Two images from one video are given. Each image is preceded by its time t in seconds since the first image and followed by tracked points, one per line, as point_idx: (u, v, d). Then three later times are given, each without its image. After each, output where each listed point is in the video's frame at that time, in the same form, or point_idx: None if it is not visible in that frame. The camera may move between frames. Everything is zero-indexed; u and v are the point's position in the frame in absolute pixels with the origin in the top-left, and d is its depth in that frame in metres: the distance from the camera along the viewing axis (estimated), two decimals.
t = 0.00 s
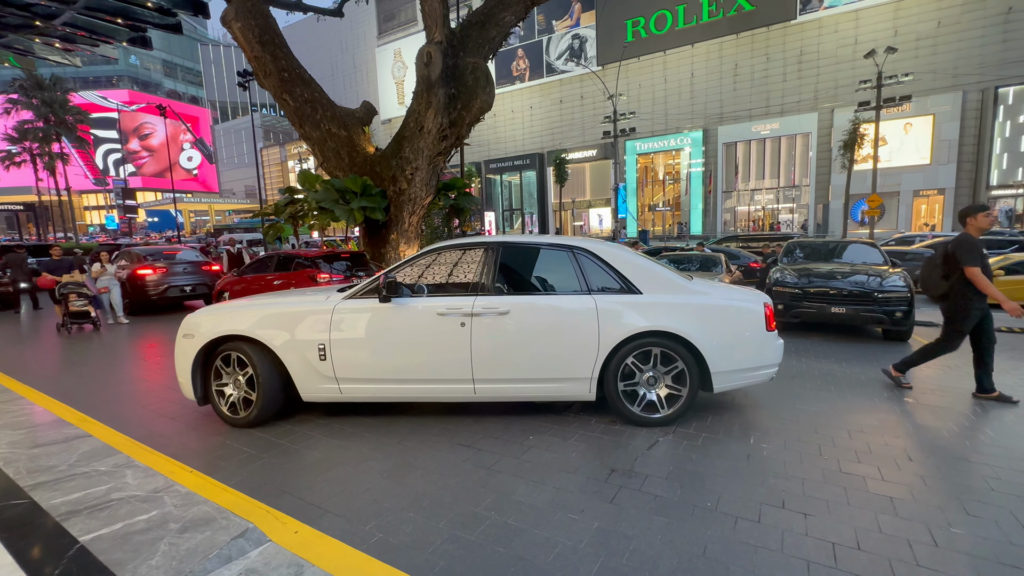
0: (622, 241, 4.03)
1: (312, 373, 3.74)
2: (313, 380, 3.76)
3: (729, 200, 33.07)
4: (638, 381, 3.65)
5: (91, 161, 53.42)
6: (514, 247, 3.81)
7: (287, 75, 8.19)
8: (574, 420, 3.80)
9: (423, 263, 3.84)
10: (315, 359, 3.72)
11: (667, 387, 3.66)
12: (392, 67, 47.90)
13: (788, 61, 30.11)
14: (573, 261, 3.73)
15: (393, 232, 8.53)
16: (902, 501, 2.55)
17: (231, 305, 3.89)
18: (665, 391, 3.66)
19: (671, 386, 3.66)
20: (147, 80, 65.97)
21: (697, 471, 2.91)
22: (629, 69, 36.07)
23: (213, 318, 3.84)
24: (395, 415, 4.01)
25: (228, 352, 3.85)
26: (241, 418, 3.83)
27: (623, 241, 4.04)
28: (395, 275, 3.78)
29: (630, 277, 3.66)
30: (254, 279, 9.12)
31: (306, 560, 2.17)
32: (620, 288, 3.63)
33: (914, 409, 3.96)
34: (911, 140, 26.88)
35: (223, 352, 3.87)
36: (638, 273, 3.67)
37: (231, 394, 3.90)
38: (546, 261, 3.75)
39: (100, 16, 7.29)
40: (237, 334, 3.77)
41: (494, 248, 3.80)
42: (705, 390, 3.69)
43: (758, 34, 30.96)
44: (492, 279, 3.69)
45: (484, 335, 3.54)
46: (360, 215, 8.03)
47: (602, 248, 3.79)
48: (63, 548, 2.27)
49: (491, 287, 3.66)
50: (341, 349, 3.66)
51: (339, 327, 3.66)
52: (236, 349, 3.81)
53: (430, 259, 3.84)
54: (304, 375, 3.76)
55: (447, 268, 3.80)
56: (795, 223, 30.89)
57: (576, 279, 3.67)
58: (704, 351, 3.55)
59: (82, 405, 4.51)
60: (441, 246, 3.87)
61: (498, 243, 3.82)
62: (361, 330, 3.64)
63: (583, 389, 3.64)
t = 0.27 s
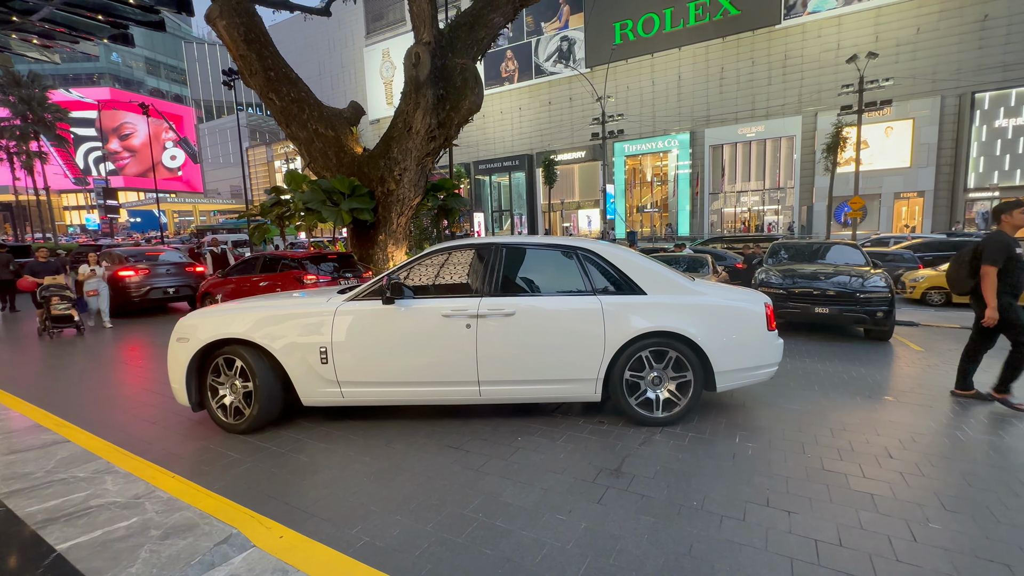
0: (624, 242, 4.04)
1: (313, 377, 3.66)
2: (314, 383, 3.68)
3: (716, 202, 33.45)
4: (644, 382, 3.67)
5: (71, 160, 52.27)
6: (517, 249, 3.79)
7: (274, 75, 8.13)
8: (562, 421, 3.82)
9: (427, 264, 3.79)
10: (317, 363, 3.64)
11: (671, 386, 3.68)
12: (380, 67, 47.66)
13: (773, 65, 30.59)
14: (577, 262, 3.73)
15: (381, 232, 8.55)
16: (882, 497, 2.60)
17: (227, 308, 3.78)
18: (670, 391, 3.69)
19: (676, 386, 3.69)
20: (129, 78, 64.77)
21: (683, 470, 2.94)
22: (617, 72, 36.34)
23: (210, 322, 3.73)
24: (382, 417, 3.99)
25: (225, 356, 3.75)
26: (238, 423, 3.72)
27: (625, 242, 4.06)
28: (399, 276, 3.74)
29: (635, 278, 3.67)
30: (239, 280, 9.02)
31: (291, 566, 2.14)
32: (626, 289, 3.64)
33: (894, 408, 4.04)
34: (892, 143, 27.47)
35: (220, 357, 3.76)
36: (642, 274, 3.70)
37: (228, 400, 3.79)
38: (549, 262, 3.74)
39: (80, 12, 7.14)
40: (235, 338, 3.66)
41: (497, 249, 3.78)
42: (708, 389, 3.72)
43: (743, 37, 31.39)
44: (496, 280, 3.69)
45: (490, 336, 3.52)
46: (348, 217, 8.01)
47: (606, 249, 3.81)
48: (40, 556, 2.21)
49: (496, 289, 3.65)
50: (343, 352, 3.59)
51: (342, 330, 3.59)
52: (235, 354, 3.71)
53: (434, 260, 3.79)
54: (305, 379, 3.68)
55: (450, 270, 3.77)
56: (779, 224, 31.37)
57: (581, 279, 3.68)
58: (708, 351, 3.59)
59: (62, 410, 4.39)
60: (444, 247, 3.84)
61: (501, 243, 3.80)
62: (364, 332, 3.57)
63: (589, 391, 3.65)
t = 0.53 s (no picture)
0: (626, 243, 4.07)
1: (315, 380, 3.59)
2: (316, 386, 3.61)
3: (703, 203, 33.81)
4: (649, 382, 3.70)
5: (50, 159, 51.06)
6: (519, 249, 3.79)
7: (259, 73, 8.04)
8: (550, 421, 3.82)
9: (431, 265, 3.75)
10: (319, 366, 3.57)
11: (675, 385, 3.71)
12: (368, 67, 47.40)
13: (758, 68, 31.04)
14: (581, 262, 3.75)
15: (369, 233, 8.60)
16: (863, 494, 2.65)
17: (225, 310, 3.68)
18: (674, 390, 3.72)
19: (680, 385, 3.72)
20: (110, 75, 63.48)
21: (670, 469, 2.96)
22: (606, 74, 36.57)
23: (206, 325, 3.63)
24: (370, 419, 3.96)
25: (221, 360, 3.65)
26: (236, 429, 3.62)
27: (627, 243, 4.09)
28: (402, 277, 3.69)
29: (639, 279, 3.70)
30: (224, 282, 8.88)
31: (275, 570, 2.12)
32: (630, 289, 3.67)
33: (875, 405, 4.12)
34: (873, 146, 28.06)
35: (216, 360, 3.67)
36: (645, 274, 3.72)
37: (225, 404, 3.69)
38: (551, 262, 3.75)
39: (59, 7, 6.98)
40: (233, 341, 3.57)
41: (500, 250, 3.77)
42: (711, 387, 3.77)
43: (729, 41, 31.79)
44: (499, 281, 3.68)
45: (496, 337, 3.52)
46: (337, 217, 8.00)
47: (609, 250, 3.82)
48: (15, 564, 2.16)
49: (499, 290, 3.64)
50: (347, 354, 3.54)
51: (345, 332, 3.53)
52: (232, 358, 3.61)
53: (437, 260, 3.76)
54: (306, 382, 3.61)
55: (453, 270, 3.74)
56: (765, 225, 31.85)
57: (584, 280, 3.70)
58: (712, 350, 3.63)
59: (41, 416, 4.27)
60: (446, 248, 3.81)
61: (503, 244, 3.79)
62: (368, 333, 3.53)
63: (594, 391, 3.67)
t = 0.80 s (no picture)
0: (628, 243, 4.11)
1: (317, 383, 3.53)
2: (318, 390, 3.55)
3: (690, 204, 34.17)
4: (653, 381, 3.74)
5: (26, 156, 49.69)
6: (521, 249, 3.78)
7: (244, 71, 7.92)
8: (538, 420, 3.84)
9: (436, 265, 3.73)
10: (321, 368, 3.50)
11: (678, 385, 3.76)
12: (355, 66, 47.05)
13: (744, 72, 31.46)
14: (583, 263, 3.77)
15: (357, 233, 8.58)
16: (843, 490, 2.71)
17: (222, 312, 3.58)
18: (677, 388, 3.77)
19: (683, 384, 3.77)
20: (89, 71, 62.04)
21: (656, 468, 2.98)
22: (594, 75, 36.77)
23: (203, 327, 3.53)
24: (356, 421, 3.92)
25: (219, 363, 3.55)
26: (233, 434, 3.52)
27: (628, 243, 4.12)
28: (405, 277, 3.65)
29: (642, 279, 3.74)
30: (208, 283, 8.73)
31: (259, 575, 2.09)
32: (634, 288, 3.71)
33: (855, 403, 4.21)
34: (855, 149, 28.65)
35: (213, 364, 3.57)
36: (647, 274, 3.76)
37: (222, 409, 3.59)
38: (552, 262, 3.76)
39: (36, 2, 6.81)
40: (231, 344, 3.47)
41: (501, 251, 3.76)
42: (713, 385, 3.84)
43: (715, 44, 32.20)
44: (502, 281, 3.68)
45: (502, 337, 3.51)
46: (324, 217, 7.95)
47: (611, 250, 3.85)
48: None
49: (503, 290, 3.63)
50: (350, 356, 3.48)
51: (348, 333, 3.47)
52: (230, 361, 3.52)
53: (440, 261, 3.73)
54: (308, 384, 3.54)
55: (455, 271, 3.71)
56: (751, 226, 32.32)
57: (587, 280, 3.71)
58: (714, 349, 3.70)
59: (16, 422, 4.13)
60: (449, 249, 3.78)
61: (505, 245, 3.79)
62: (373, 335, 3.48)
63: (599, 391, 3.69)
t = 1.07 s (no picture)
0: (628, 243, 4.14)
1: (319, 385, 3.46)
2: (321, 392, 3.48)
3: (676, 205, 34.56)
4: (657, 381, 3.77)
5: None
6: (522, 250, 3.78)
7: (227, 68, 7.80)
8: (525, 421, 3.84)
9: (441, 265, 3.69)
10: (322, 370, 3.44)
11: (681, 383, 3.80)
12: (342, 65, 46.63)
13: (728, 75, 31.92)
14: (585, 263, 3.78)
15: (343, 233, 8.57)
16: (823, 486, 2.76)
17: (220, 313, 3.49)
18: (679, 387, 3.81)
19: (685, 382, 3.81)
20: (66, 67, 60.50)
21: (642, 467, 3.01)
22: (581, 77, 36.98)
23: (199, 329, 3.44)
24: (341, 423, 3.88)
25: (215, 366, 3.45)
26: (231, 439, 3.43)
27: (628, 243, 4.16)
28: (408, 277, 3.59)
29: (644, 279, 3.78)
30: (190, 283, 8.57)
31: None
32: (637, 289, 3.74)
33: (835, 401, 4.30)
34: (836, 152, 29.25)
35: (210, 366, 3.47)
36: (648, 275, 3.80)
37: (219, 413, 3.49)
38: (553, 262, 3.77)
39: None
40: (229, 345, 3.37)
41: (503, 251, 3.75)
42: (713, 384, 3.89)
43: (700, 48, 32.62)
44: (505, 281, 3.67)
45: (508, 338, 3.50)
46: (309, 216, 7.88)
47: (614, 251, 3.88)
48: None
49: (506, 290, 3.62)
50: (353, 358, 3.43)
51: (351, 335, 3.42)
52: (227, 363, 3.42)
53: (441, 261, 3.68)
54: (309, 387, 3.46)
55: (457, 271, 3.69)
56: (735, 227, 32.77)
57: (589, 280, 3.73)
58: (715, 349, 3.76)
59: None
60: (451, 249, 3.75)
61: (507, 245, 3.78)
62: (377, 336, 3.43)
63: (603, 390, 3.71)
